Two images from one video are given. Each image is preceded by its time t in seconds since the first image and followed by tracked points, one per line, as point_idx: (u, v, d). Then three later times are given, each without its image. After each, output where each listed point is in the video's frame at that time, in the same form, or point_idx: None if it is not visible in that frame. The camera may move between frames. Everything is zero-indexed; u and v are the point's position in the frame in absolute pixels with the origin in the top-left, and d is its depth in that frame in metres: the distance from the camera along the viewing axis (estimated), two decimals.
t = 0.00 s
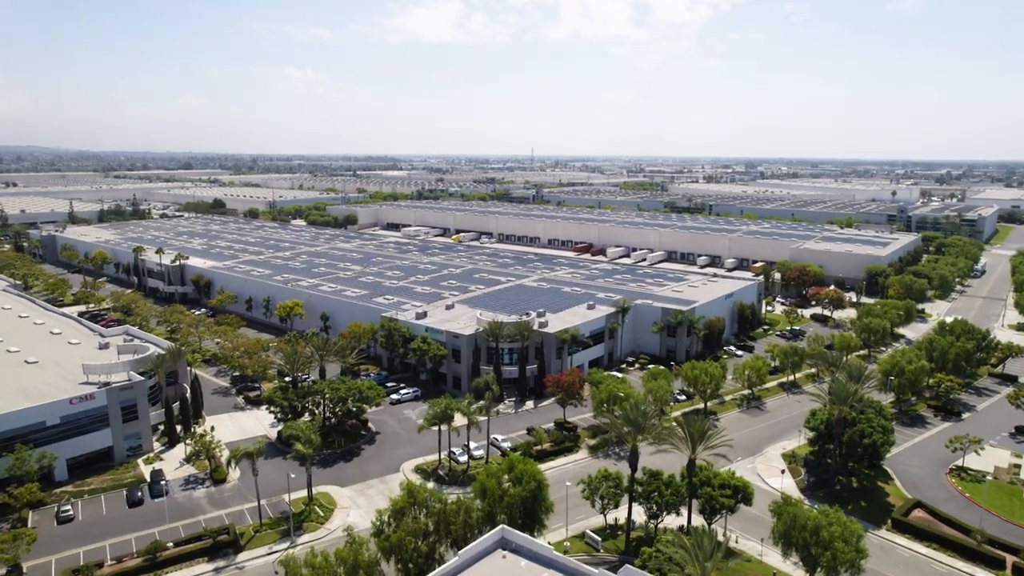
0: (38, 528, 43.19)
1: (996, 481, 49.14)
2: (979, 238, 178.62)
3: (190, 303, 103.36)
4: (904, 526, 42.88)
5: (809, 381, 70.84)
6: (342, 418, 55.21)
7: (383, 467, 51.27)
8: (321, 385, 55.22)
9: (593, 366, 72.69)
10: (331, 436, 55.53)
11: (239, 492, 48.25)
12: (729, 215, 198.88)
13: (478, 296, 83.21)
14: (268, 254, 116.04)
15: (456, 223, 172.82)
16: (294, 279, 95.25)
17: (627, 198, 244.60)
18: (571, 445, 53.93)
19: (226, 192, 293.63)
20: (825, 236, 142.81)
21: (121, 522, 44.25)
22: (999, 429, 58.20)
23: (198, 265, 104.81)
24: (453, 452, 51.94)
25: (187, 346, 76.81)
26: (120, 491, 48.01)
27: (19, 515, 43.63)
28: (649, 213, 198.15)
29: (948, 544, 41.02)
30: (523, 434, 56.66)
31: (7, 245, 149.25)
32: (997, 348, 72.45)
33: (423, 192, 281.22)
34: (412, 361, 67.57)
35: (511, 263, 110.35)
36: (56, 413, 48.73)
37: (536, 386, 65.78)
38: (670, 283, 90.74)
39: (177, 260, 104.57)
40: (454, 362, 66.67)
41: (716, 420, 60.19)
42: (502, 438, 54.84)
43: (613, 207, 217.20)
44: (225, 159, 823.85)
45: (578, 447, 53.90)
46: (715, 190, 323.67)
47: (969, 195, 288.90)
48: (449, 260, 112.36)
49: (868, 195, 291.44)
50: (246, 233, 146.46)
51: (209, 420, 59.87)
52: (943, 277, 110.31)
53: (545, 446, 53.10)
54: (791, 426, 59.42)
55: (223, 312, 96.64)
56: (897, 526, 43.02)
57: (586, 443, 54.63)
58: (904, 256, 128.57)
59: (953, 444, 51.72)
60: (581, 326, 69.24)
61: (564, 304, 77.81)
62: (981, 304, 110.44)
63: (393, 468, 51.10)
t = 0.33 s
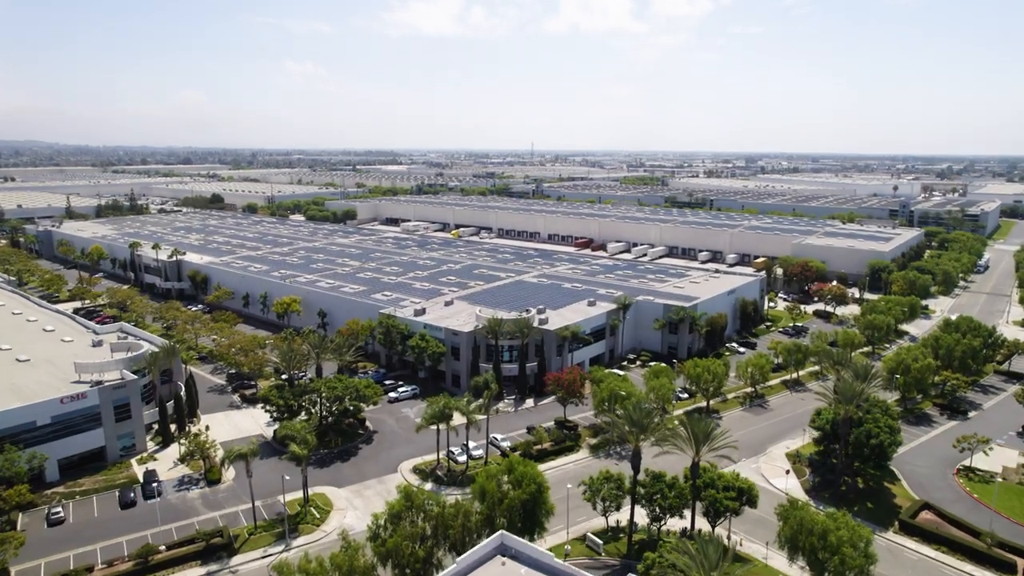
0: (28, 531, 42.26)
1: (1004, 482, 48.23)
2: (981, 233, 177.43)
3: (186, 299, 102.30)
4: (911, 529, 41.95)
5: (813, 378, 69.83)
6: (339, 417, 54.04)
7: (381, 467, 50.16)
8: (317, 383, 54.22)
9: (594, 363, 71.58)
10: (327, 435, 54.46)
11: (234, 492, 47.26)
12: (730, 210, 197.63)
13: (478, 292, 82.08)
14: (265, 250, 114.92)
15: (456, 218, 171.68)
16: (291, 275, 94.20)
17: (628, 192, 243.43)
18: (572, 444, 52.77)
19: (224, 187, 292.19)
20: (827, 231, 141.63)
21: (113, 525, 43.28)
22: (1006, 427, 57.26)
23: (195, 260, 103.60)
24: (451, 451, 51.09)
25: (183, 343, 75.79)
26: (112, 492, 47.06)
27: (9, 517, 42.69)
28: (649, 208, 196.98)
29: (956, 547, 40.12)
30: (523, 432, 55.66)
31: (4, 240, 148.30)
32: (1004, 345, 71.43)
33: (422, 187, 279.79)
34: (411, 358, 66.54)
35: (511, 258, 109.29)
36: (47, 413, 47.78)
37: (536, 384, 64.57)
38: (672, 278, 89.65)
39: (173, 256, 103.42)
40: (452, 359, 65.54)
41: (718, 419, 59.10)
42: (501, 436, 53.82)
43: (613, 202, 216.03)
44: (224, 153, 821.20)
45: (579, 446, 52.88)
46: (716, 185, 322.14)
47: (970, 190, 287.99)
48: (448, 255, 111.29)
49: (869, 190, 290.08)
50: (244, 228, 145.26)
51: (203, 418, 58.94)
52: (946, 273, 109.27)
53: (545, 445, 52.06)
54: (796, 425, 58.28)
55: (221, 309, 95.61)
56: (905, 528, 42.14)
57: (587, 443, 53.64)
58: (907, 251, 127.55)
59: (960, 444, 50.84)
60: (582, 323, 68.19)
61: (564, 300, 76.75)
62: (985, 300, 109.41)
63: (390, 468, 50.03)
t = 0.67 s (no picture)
0: (17, 534, 41.27)
1: (1013, 483, 47.30)
2: (984, 228, 176.31)
3: (183, 295, 101.21)
4: (919, 531, 40.94)
5: (816, 375, 68.79)
6: (336, 416, 52.86)
7: (379, 467, 49.13)
8: (313, 382, 53.18)
9: (594, 361, 70.56)
10: (324, 434, 53.40)
11: (228, 493, 46.19)
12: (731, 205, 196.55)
13: (477, 288, 80.99)
14: (263, 245, 113.74)
15: (456, 212, 170.48)
16: (289, 270, 93.15)
17: (629, 187, 242.23)
18: (573, 443, 51.68)
19: (223, 181, 290.93)
20: (829, 227, 140.44)
21: (104, 527, 42.27)
22: (1013, 427, 56.31)
23: (191, 256, 102.43)
24: (449, 450, 50.19)
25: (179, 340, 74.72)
26: (104, 493, 46.02)
27: None
28: (650, 203, 195.97)
29: (966, 550, 39.15)
30: (523, 432, 54.65)
31: None
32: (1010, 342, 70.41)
33: (422, 181, 278.49)
34: (409, 356, 65.48)
35: (511, 254, 108.20)
36: (37, 413, 46.78)
37: (537, 382, 63.42)
38: (673, 274, 88.58)
39: (170, 251, 102.18)
40: (451, 357, 64.48)
41: (722, 418, 57.95)
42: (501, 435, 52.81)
43: (613, 196, 214.86)
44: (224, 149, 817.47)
45: (580, 446, 51.85)
46: (717, 179, 321.06)
47: (972, 185, 286.95)
48: (447, 251, 110.16)
49: (870, 185, 288.76)
50: (242, 224, 144.08)
51: (199, 417, 57.80)
52: (950, 269, 108.24)
53: (545, 445, 50.98)
54: (803, 424, 57.17)
55: (218, 305, 94.45)
56: (913, 531, 41.14)
57: (588, 442, 52.61)
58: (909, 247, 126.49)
59: (968, 443, 49.93)
60: (583, 319, 67.20)
61: (565, 297, 75.68)
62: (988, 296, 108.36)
63: (388, 469, 48.98)
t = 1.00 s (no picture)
0: (6, 537, 40.34)
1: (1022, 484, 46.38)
2: (987, 223, 174.97)
3: (180, 291, 100.09)
4: (929, 534, 39.92)
5: (820, 373, 67.67)
6: (333, 415, 51.68)
7: (376, 468, 47.82)
8: (310, 381, 51.85)
9: (595, 358, 69.47)
10: (321, 434, 52.24)
11: (223, 495, 45.09)
12: (732, 200, 195.41)
13: (477, 285, 79.84)
14: (260, 241, 112.66)
15: (455, 207, 169.28)
16: (286, 266, 92.09)
17: (630, 182, 241.15)
18: (574, 443, 50.65)
19: (222, 176, 290.00)
20: (831, 222, 139.21)
21: (96, 530, 41.26)
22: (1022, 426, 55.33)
23: (188, 252, 101.18)
24: (448, 451, 48.94)
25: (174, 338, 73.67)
26: (95, 495, 45.00)
27: None
28: (650, 198, 194.73)
29: (977, 554, 38.13)
30: (523, 431, 53.57)
31: None
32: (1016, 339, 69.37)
33: (421, 176, 277.19)
34: (407, 353, 64.38)
35: (510, 249, 107.04)
36: (27, 413, 45.78)
37: (537, 380, 62.34)
38: (675, 270, 87.46)
39: (166, 246, 100.85)
40: (450, 354, 63.30)
41: (724, 417, 56.81)
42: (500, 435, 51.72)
43: (614, 191, 213.76)
44: (223, 143, 814.17)
45: (580, 446, 50.79)
46: (718, 174, 319.40)
47: (973, 180, 285.70)
48: (446, 246, 109.05)
49: (872, 180, 287.51)
50: (240, 219, 142.86)
51: (194, 416, 56.59)
52: (953, 264, 107.16)
53: (545, 445, 49.91)
54: (808, 423, 56.03)
55: (214, 302, 93.39)
56: (922, 534, 40.11)
57: (589, 442, 51.56)
58: (913, 242, 125.36)
59: (977, 444, 48.95)
60: (583, 316, 66.09)
61: (565, 293, 74.57)
62: (993, 292, 107.35)
63: (386, 469, 47.74)
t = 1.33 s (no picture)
0: None
1: None
2: (1005, 191, 168.00)
3: (156, 267, 93.80)
4: (991, 559, 33.94)
5: (846, 359, 61.50)
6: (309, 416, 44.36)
7: (357, 476, 40.84)
8: (282, 375, 44.65)
9: (601, 343, 63.57)
10: (295, 434, 45.28)
11: (180, 509, 39.17)
12: (739, 167, 188.12)
13: (472, 261, 73.31)
14: (243, 212, 105.90)
15: (452, 174, 161.86)
16: (268, 240, 85.61)
17: (633, 148, 232.98)
18: (579, 443, 44.88)
19: (212, 142, 281.01)
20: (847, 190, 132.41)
21: (29, 555, 35.38)
22: None
23: (165, 223, 94.15)
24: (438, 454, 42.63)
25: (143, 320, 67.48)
26: (34, 510, 39.37)
27: None
28: (654, 164, 187.19)
29: None
30: (523, 426, 47.64)
31: None
32: None
33: (418, 141, 268.36)
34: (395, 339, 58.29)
35: (509, 221, 100.28)
36: None
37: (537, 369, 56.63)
38: (687, 244, 81.04)
39: (143, 218, 92.95)
40: (442, 340, 57.08)
41: (747, 410, 50.75)
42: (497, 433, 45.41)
43: (616, 158, 205.87)
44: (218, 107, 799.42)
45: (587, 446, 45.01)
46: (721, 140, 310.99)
47: (986, 145, 277.38)
48: (441, 217, 102.40)
49: (881, 146, 279.12)
50: (225, 187, 135.71)
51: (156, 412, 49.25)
52: (980, 236, 100.75)
53: (547, 445, 43.90)
54: (842, 417, 50.02)
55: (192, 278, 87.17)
56: (982, 558, 34.16)
57: (596, 440, 45.65)
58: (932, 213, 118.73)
59: None
60: (588, 298, 59.96)
61: (569, 271, 68.28)
62: (1021, 266, 101.15)
63: (367, 477, 40.80)
